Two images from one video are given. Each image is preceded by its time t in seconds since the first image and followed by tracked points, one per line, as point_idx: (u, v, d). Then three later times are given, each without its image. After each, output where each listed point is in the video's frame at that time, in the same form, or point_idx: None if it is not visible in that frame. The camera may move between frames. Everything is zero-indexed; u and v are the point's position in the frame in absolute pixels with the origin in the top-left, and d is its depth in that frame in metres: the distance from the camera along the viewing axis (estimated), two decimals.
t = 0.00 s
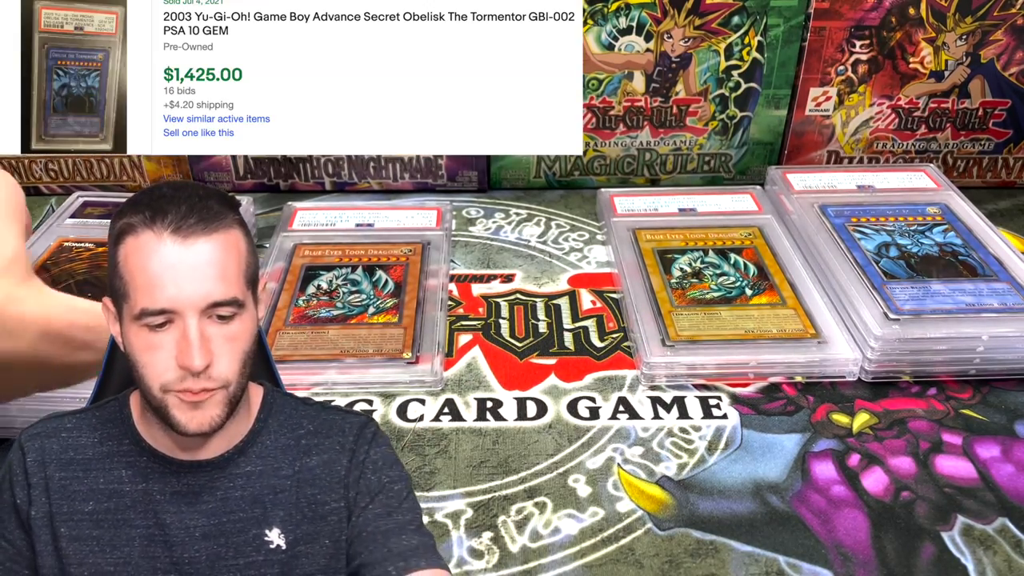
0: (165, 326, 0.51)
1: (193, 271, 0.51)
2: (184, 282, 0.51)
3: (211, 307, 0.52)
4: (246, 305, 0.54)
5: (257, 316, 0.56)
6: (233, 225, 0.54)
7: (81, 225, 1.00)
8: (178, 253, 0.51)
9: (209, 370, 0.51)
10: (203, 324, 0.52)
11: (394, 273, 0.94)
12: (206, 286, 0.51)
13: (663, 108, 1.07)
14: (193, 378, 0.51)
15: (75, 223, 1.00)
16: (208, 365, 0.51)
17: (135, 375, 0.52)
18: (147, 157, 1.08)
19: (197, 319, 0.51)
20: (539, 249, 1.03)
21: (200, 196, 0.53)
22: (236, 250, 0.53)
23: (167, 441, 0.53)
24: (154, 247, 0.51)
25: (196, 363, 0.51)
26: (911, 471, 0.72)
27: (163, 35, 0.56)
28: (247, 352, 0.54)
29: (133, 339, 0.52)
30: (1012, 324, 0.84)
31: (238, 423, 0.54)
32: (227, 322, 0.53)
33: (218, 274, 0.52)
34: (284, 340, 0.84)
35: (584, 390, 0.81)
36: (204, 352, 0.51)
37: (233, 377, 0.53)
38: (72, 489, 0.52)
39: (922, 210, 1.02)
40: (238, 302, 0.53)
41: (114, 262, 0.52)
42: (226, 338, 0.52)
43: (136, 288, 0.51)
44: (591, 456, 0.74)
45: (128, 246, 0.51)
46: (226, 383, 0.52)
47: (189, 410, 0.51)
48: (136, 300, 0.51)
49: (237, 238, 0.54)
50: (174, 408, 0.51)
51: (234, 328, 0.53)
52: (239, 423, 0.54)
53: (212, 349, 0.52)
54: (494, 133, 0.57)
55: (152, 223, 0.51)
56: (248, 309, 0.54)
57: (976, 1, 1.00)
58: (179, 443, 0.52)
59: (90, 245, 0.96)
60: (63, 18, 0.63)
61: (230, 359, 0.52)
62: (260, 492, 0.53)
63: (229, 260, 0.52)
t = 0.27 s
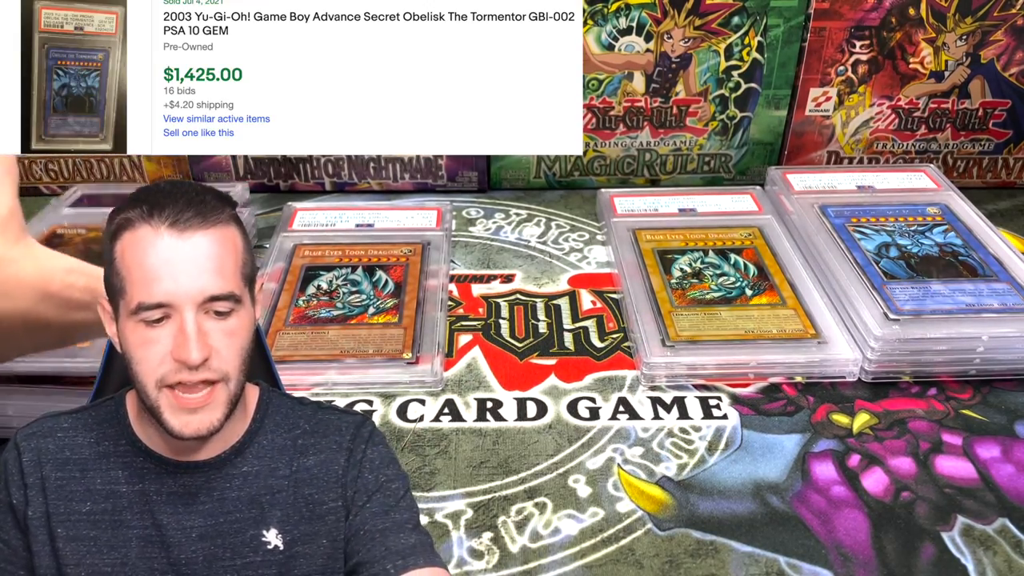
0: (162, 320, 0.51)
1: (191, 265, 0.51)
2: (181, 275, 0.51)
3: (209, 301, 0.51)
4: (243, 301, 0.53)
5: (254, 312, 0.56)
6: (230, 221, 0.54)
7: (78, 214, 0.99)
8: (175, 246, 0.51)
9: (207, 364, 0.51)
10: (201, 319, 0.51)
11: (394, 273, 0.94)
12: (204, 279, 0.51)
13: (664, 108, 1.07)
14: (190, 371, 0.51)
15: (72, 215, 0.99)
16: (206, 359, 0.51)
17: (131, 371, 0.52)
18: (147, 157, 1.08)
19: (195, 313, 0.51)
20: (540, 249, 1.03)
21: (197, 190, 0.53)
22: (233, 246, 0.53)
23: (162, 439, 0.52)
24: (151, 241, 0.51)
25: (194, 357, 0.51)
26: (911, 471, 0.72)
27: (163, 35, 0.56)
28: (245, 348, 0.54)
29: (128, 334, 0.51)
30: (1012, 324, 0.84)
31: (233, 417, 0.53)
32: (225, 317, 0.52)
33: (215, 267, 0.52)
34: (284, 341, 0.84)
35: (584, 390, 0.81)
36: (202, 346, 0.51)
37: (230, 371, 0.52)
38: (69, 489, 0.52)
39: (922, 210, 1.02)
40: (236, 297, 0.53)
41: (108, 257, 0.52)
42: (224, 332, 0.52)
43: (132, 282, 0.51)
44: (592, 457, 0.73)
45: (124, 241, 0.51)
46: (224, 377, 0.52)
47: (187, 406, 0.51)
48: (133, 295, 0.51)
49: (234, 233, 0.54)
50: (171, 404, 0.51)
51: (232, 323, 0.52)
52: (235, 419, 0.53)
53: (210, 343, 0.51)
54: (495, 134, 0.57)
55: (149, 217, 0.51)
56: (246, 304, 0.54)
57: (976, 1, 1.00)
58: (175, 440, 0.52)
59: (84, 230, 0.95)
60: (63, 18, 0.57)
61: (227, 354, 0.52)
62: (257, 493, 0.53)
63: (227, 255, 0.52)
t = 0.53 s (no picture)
0: (157, 320, 0.52)
1: (183, 266, 0.52)
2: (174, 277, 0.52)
3: (201, 301, 0.52)
4: (237, 300, 0.54)
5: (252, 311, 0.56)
6: (222, 222, 0.55)
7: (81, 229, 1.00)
8: (167, 249, 0.52)
9: (200, 362, 0.52)
10: (194, 318, 0.52)
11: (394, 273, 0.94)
12: (195, 280, 0.52)
13: (664, 108, 1.07)
14: (185, 371, 0.52)
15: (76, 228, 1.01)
16: (199, 358, 0.52)
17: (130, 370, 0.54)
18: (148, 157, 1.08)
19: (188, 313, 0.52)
20: (540, 249, 1.03)
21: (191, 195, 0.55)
22: (226, 246, 0.54)
23: (159, 432, 0.53)
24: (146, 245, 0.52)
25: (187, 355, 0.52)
26: (911, 471, 0.72)
27: (163, 35, 0.56)
28: (240, 347, 0.54)
29: (126, 333, 0.53)
30: (1012, 324, 0.84)
31: (230, 413, 0.53)
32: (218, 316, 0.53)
33: (207, 268, 0.53)
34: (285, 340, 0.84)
35: (584, 390, 0.81)
36: (194, 344, 0.52)
37: (224, 369, 0.53)
38: (78, 476, 0.52)
39: (922, 210, 1.02)
40: (228, 296, 0.53)
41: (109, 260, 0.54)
42: (217, 331, 0.53)
43: (129, 284, 0.52)
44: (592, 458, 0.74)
45: (122, 245, 0.53)
46: (217, 375, 0.53)
47: (182, 403, 0.52)
48: (129, 296, 0.53)
49: (228, 235, 0.55)
50: (168, 400, 0.52)
51: (224, 321, 0.53)
52: (232, 415, 0.53)
53: (203, 342, 0.52)
54: (496, 134, 0.56)
55: (144, 221, 0.53)
56: (241, 303, 0.54)
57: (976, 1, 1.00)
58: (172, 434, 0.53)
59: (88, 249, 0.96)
60: (64, 18, 0.56)
61: (220, 352, 0.53)
62: (260, 490, 0.52)
63: (219, 255, 0.53)
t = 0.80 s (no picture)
0: (164, 320, 0.51)
1: (193, 265, 0.51)
2: (184, 277, 0.51)
3: (210, 302, 0.51)
4: (247, 302, 0.53)
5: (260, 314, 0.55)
6: (236, 224, 0.54)
7: (82, 235, 1.00)
8: (178, 249, 0.51)
9: (207, 364, 0.51)
10: (202, 319, 0.51)
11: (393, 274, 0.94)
12: (205, 282, 0.51)
13: (664, 108, 1.06)
14: (191, 371, 0.52)
15: (76, 235, 1.00)
16: (206, 359, 0.51)
17: (135, 369, 0.53)
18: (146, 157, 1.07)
19: (197, 314, 0.51)
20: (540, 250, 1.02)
21: (203, 194, 0.53)
22: (237, 247, 0.53)
23: (164, 430, 0.51)
24: (156, 244, 0.51)
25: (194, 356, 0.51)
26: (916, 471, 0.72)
27: (163, 35, 0.55)
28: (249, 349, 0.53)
29: (132, 332, 0.52)
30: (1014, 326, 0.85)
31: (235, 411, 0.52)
32: (227, 318, 0.52)
33: (217, 270, 0.52)
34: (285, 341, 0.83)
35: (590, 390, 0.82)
36: (202, 345, 0.51)
37: (231, 371, 0.52)
38: (86, 477, 0.51)
39: (925, 210, 1.03)
40: (238, 298, 0.52)
41: (116, 256, 0.52)
42: (225, 333, 0.52)
43: (137, 283, 0.51)
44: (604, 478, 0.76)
45: (130, 242, 0.52)
46: (224, 377, 0.52)
47: (187, 403, 0.51)
48: (137, 294, 0.51)
49: (238, 236, 0.54)
50: (173, 400, 0.51)
51: (233, 324, 0.52)
52: (239, 414, 0.52)
53: (211, 344, 0.51)
54: (499, 137, 0.56)
55: (154, 219, 0.52)
56: (250, 306, 0.53)
57: None
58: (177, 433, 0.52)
59: (90, 256, 0.96)
60: (64, 18, 0.57)
61: (229, 354, 0.52)
62: (262, 489, 0.52)
63: (229, 255, 0.52)
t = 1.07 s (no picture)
0: (177, 320, 0.50)
1: (209, 265, 0.50)
2: (199, 276, 0.50)
3: (225, 303, 0.51)
4: (262, 304, 0.52)
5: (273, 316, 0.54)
6: (252, 224, 0.53)
7: (82, 235, 1.00)
8: (194, 247, 0.50)
9: (220, 367, 0.51)
10: (217, 320, 0.50)
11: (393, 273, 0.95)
12: (221, 281, 0.50)
13: (664, 107, 1.06)
14: (204, 373, 0.51)
15: (75, 235, 1.01)
16: (219, 361, 0.50)
17: (144, 368, 0.52)
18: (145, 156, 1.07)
19: (211, 315, 0.50)
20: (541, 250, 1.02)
21: (221, 194, 0.52)
22: (254, 248, 0.52)
23: (173, 431, 0.51)
24: (171, 241, 0.50)
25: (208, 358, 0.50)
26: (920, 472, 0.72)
27: (163, 35, 0.55)
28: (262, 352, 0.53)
29: (143, 331, 0.50)
30: (1016, 325, 0.87)
31: (246, 414, 0.52)
32: (242, 320, 0.51)
33: (233, 269, 0.51)
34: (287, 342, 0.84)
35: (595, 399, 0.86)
36: (216, 348, 0.50)
37: (244, 374, 0.51)
38: (91, 482, 0.50)
39: (926, 210, 1.03)
40: (253, 300, 0.51)
41: (129, 252, 0.51)
42: (239, 335, 0.51)
43: (150, 280, 0.50)
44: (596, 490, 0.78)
45: (145, 238, 0.51)
46: (237, 380, 0.51)
47: (198, 406, 0.50)
48: (150, 292, 0.50)
49: (254, 236, 0.53)
50: (184, 402, 0.50)
51: (247, 326, 0.51)
52: (250, 417, 0.52)
53: (225, 346, 0.51)
54: (502, 138, 0.56)
55: (170, 216, 0.51)
56: (265, 308, 0.52)
57: None
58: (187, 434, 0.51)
59: (89, 255, 0.97)
60: (64, 18, 0.56)
61: (243, 356, 0.51)
62: (271, 492, 0.51)
63: (246, 256, 0.51)
